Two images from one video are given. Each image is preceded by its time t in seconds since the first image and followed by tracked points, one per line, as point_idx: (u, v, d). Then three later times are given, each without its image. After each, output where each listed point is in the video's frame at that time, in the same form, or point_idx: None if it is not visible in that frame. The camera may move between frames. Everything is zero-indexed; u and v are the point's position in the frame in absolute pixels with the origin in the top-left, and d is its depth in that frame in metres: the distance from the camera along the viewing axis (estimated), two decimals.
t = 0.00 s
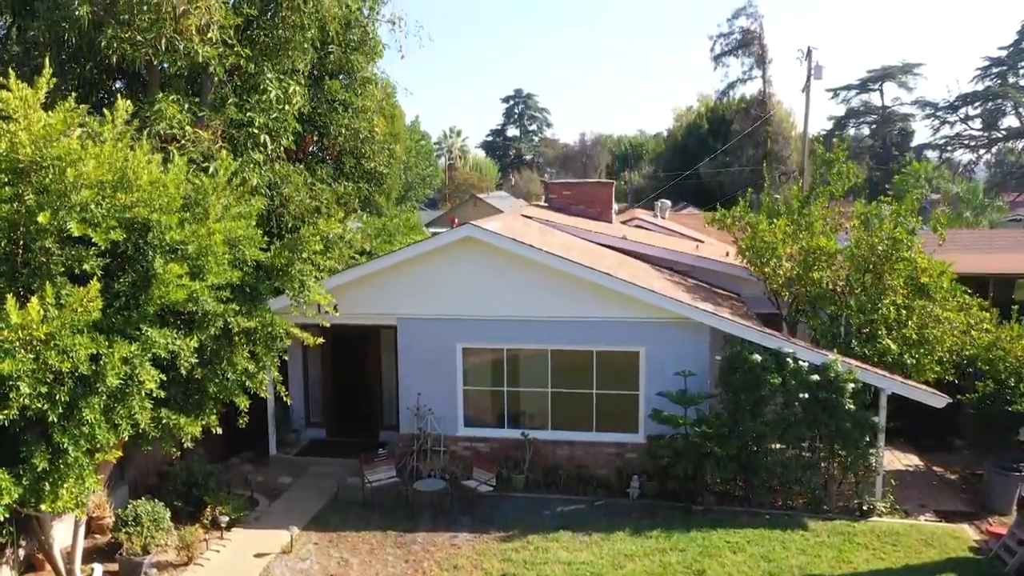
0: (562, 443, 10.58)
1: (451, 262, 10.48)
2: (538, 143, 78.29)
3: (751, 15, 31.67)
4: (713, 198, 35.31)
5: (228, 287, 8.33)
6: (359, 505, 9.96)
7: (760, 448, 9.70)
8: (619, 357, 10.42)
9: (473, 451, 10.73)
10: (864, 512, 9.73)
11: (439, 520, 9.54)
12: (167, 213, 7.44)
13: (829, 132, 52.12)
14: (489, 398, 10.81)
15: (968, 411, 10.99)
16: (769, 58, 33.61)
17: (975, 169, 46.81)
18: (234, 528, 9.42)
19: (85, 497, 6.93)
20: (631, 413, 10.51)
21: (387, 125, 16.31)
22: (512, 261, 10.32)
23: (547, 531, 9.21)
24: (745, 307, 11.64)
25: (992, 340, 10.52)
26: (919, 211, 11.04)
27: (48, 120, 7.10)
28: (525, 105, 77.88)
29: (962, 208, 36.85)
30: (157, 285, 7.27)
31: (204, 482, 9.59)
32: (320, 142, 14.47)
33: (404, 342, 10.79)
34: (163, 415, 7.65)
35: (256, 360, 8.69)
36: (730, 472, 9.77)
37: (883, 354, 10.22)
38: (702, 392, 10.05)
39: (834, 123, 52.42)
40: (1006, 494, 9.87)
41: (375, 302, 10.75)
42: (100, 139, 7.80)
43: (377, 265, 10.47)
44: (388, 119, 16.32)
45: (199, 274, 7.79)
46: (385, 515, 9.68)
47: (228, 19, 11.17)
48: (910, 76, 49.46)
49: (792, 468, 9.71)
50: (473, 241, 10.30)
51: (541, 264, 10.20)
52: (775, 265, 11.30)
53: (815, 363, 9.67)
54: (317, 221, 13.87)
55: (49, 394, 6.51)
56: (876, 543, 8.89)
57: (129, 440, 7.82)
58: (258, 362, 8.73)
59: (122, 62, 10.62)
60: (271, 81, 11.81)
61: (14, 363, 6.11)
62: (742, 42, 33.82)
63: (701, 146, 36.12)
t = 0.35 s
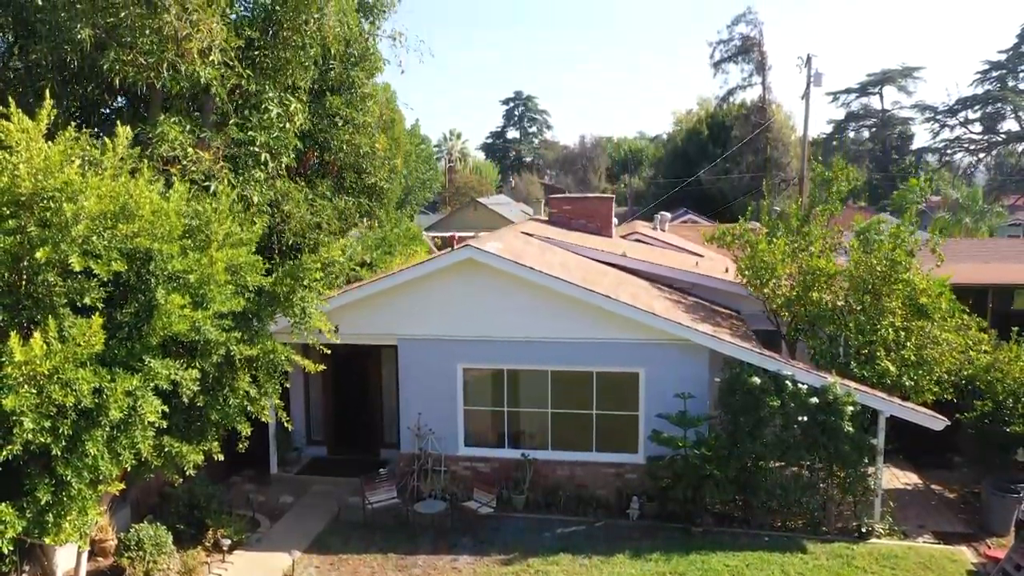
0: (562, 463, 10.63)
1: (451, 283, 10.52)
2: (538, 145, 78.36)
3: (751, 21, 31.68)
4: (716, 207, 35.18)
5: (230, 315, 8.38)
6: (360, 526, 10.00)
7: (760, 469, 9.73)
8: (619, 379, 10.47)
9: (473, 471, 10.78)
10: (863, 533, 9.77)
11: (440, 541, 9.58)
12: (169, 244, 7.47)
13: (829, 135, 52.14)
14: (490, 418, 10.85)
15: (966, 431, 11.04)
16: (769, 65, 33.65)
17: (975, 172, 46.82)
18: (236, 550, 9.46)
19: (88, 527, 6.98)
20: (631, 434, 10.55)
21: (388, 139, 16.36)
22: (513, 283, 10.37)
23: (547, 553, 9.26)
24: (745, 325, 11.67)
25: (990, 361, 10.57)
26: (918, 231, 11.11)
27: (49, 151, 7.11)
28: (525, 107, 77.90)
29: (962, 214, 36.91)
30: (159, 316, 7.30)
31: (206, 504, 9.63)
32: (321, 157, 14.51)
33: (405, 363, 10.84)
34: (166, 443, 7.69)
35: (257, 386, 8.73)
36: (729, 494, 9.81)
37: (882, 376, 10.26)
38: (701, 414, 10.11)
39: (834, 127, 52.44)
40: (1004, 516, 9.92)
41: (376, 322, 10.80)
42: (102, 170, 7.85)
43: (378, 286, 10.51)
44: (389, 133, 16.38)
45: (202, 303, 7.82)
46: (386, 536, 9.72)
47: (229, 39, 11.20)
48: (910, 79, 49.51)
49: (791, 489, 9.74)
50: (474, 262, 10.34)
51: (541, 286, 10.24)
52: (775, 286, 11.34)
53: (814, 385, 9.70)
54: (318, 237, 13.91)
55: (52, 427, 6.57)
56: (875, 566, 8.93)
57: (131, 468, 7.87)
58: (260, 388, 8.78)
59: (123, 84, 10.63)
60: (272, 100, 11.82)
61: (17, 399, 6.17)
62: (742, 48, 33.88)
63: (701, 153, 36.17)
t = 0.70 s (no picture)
0: (562, 481, 10.67)
1: (451, 303, 10.56)
2: (538, 147, 78.42)
3: (751, 27, 31.71)
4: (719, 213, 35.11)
5: (232, 342, 8.41)
6: (361, 545, 10.04)
7: (759, 489, 9.76)
8: (619, 398, 10.51)
9: (474, 489, 10.81)
10: (861, 554, 9.80)
11: (440, 561, 9.61)
12: (171, 271, 7.52)
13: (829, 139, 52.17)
14: (490, 436, 10.89)
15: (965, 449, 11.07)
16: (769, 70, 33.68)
17: (975, 176, 46.79)
18: (238, 570, 9.50)
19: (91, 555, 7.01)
20: (631, 453, 10.60)
21: (388, 152, 16.42)
22: (512, 303, 10.41)
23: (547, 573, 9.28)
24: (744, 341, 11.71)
25: (989, 382, 10.62)
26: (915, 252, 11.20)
27: (52, 182, 7.18)
28: (525, 110, 77.93)
29: (961, 219, 36.94)
30: (162, 345, 7.34)
31: (208, 524, 9.67)
32: (321, 172, 14.56)
33: (406, 382, 10.88)
34: (168, 468, 7.73)
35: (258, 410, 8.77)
36: (729, 514, 9.83)
37: (881, 396, 10.29)
38: (701, 434, 10.15)
39: (834, 130, 52.47)
40: (1002, 536, 9.97)
41: (376, 341, 10.84)
42: (106, 199, 7.92)
43: (378, 306, 10.55)
44: (389, 146, 16.43)
45: (204, 330, 7.86)
46: (387, 555, 9.76)
47: (229, 58, 11.22)
48: (910, 83, 49.53)
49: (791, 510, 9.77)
50: (474, 282, 10.39)
51: (541, 306, 10.29)
52: (774, 305, 11.33)
53: (813, 406, 9.73)
54: (319, 251, 13.95)
55: (55, 458, 6.61)
56: None
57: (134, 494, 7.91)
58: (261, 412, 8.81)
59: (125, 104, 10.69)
60: (274, 117, 11.82)
61: (19, 433, 6.21)
62: (741, 54, 33.95)
63: (701, 158, 36.25)
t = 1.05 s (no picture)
0: (562, 502, 10.71)
1: (450, 324, 10.61)
2: (538, 149, 78.46)
3: (751, 34, 31.74)
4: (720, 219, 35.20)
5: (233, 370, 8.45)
6: (362, 566, 10.07)
7: (758, 511, 9.79)
8: (618, 419, 10.57)
9: (474, 509, 10.86)
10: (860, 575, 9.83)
11: None
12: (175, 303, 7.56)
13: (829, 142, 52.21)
14: (490, 456, 10.94)
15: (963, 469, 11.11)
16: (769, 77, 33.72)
17: (975, 180, 46.78)
18: None
19: None
20: (631, 474, 10.65)
21: (388, 166, 16.47)
22: (512, 324, 10.46)
23: None
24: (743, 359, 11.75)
25: (987, 403, 10.66)
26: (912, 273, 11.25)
27: (56, 215, 7.24)
28: (525, 112, 77.95)
29: (961, 224, 36.95)
30: (165, 378, 7.37)
31: (209, 546, 9.61)
32: (322, 188, 14.60)
33: (406, 402, 10.93)
34: (170, 497, 7.76)
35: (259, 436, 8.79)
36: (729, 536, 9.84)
37: (880, 417, 10.31)
38: (700, 456, 10.21)
39: (834, 134, 52.50)
40: (1000, 557, 10.01)
41: (375, 362, 10.89)
42: (109, 230, 7.97)
43: (377, 328, 10.59)
44: (389, 161, 16.48)
45: (206, 361, 7.89)
46: None
47: (231, 80, 11.24)
48: (910, 87, 49.57)
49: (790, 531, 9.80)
50: (475, 304, 10.43)
51: (540, 328, 10.33)
52: (773, 324, 11.36)
53: (812, 428, 9.76)
54: (319, 268, 14.00)
55: (59, 492, 6.64)
56: None
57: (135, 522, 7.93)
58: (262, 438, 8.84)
59: (126, 126, 10.71)
60: (275, 137, 11.81)
61: (23, 468, 6.25)
62: (741, 61, 34.00)
63: (700, 163, 36.32)
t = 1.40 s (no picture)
0: (562, 520, 10.75)
1: (451, 344, 10.64)
2: (538, 151, 78.47)
3: (751, 40, 31.76)
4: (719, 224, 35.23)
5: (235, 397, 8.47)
6: None
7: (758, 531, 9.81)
8: (618, 438, 10.61)
9: (474, 527, 10.89)
10: None
11: None
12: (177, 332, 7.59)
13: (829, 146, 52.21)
14: (490, 475, 10.98)
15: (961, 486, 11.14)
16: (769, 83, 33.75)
17: (974, 183, 46.76)
18: None
19: None
20: (630, 493, 10.69)
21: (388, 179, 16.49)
22: (511, 344, 10.49)
23: None
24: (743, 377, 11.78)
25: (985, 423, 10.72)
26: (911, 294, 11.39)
27: (59, 244, 7.28)
28: (524, 114, 77.94)
29: (961, 229, 36.97)
30: (166, 407, 7.40)
31: (211, 566, 9.57)
32: (322, 202, 14.61)
33: (406, 421, 10.97)
34: (171, 524, 7.75)
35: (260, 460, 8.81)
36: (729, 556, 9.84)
37: (878, 437, 10.34)
38: (700, 476, 10.25)
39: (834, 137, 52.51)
40: None
41: (376, 381, 10.92)
42: (111, 258, 8.02)
43: (377, 347, 10.62)
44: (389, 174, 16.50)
45: (207, 389, 7.93)
46: None
47: (232, 100, 11.27)
48: (909, 90, 49.59)
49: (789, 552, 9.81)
50: (475, 324, 10.46)
51: (540, 348, 10.37)
52: (772, 342, 11.32)
53: (811, 449, 9.79)
54: (319, 283, 14.02)
55: (62, 522, 6.66)
56: None
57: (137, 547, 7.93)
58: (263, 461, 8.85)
59: (127, 147, 10.73)
60: (275, 155, 11.82)
61: (26, 500, 6.27)
62: (741, 67, 34.05)
63: (700, 168, 36.36)
